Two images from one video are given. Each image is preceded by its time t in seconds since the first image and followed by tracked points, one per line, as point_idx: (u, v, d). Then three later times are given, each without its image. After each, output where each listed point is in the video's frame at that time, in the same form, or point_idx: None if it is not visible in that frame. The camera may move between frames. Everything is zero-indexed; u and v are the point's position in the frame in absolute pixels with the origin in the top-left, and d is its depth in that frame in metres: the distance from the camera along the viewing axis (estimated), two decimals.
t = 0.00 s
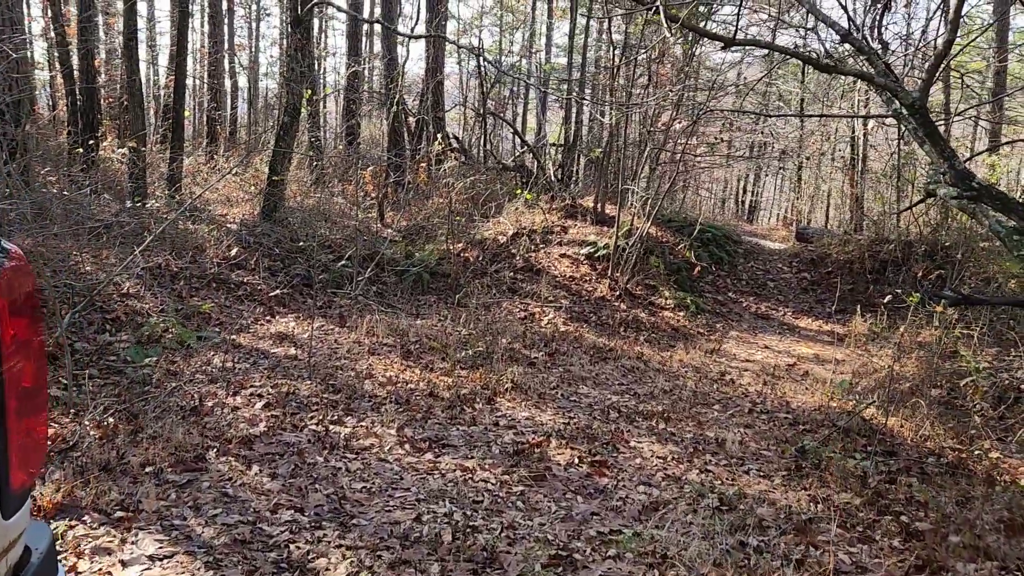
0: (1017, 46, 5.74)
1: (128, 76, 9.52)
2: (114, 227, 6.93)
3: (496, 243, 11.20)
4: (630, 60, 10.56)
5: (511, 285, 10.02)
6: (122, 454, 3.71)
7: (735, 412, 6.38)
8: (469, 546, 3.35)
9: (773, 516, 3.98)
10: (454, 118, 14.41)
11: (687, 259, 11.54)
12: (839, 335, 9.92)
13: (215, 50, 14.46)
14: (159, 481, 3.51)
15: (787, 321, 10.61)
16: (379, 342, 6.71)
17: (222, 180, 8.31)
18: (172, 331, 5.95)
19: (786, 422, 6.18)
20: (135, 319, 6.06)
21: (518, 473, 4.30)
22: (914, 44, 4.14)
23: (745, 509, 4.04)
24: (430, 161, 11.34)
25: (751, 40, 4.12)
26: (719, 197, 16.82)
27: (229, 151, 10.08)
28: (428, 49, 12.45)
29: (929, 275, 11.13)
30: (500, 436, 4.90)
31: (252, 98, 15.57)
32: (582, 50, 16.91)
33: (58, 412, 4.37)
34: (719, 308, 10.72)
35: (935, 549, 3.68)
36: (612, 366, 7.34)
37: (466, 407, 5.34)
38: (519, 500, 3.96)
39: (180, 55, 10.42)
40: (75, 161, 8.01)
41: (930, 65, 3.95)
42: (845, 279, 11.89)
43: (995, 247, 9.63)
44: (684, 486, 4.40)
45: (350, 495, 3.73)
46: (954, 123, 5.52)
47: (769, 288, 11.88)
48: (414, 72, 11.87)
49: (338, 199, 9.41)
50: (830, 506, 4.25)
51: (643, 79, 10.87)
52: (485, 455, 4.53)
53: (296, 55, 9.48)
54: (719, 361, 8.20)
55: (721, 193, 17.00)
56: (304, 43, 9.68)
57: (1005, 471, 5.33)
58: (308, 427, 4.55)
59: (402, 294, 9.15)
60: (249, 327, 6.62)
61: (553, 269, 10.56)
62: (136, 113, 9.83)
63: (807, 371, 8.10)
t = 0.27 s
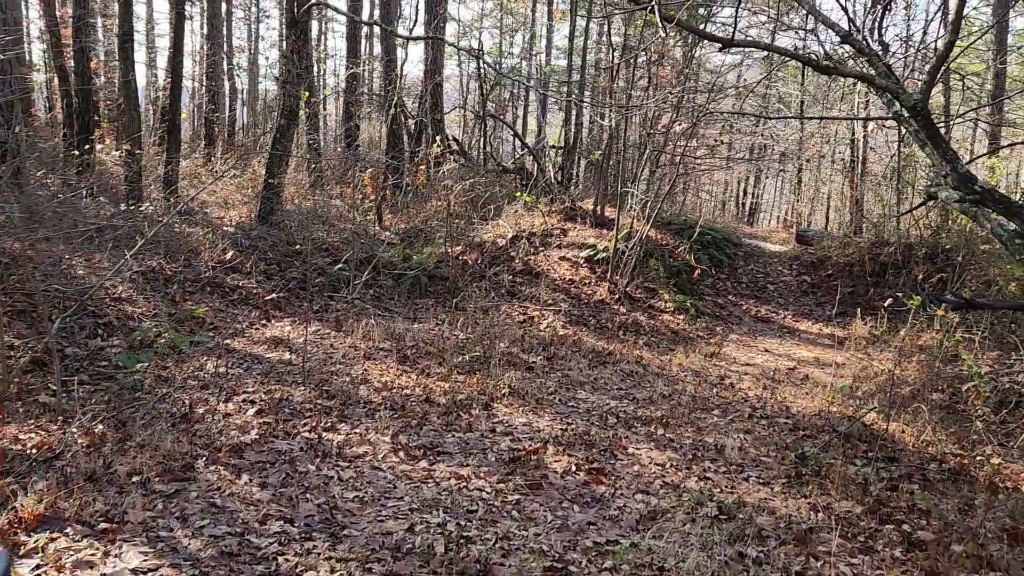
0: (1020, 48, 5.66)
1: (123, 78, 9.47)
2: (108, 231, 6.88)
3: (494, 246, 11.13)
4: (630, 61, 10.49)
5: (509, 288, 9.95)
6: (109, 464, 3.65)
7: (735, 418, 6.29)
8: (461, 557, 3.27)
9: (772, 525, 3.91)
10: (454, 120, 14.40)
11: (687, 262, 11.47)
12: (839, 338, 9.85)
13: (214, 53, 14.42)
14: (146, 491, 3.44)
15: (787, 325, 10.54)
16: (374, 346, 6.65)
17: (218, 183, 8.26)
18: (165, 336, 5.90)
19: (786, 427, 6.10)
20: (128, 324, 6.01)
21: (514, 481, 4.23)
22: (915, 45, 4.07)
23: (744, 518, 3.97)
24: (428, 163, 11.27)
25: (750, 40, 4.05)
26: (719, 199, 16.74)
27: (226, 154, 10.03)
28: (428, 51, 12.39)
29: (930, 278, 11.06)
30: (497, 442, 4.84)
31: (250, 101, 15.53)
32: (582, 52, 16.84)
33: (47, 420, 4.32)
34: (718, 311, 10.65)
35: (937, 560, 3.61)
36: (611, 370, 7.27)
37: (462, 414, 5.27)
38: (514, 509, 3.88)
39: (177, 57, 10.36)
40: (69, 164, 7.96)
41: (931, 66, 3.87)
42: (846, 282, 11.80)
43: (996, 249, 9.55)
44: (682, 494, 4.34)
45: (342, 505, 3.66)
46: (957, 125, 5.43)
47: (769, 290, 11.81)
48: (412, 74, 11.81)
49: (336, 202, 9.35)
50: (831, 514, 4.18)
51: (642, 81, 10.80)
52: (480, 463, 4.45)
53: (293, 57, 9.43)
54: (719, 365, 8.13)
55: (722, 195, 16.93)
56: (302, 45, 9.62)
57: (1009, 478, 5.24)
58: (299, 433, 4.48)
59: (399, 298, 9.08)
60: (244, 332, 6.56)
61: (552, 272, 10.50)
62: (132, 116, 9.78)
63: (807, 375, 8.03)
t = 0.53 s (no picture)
0: None
1: (130, 81, 9.50)
2: (113, 233, 6.89)
3: (501, 248, 11.08)
4: (639, 62, 10.41)
5: (516, 290, 9.89)
6: (105, 468, 3.72)
7: (744, 422, 6.19)
8: (460, 566, 3.20)
9: (780, 533, 3.82)
10: (462, 122, 14.37)
11: (696, 264, 11.36)
12: (851, 341, 9.71)
13: (223, 56, 14.47)
14: (142, 497, 3.49)
15: (798, 327, 10.41)
16: (379, 349, 6.61)
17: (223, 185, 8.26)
18: (168, 338, 5.89)
19: (796, 432, 6.00)
20: (131, 327, 6.01)
21: (517, 487, 4.16)
22: (927, 43, 3.96)
23: (751, 526, 3.88)
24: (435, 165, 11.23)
25: (757, 38, 3.97)
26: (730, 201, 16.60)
27: (233, 157, 10.04)
28: (435, 53, 12.36)
29: (944, 280, 10.88)
30: (501, 448, 4.77)
31: (259, 103, 15.57)
32: (591, 54, 16.76)
33: (47, 423, 4.32)
34: (728, 314, 10.54)
35: (950, 570, 3.50)
36: (618, 374, 7.18)
37: (465, 418, 5.21)
38: (517, 516, 3.81)
39: (184, 60, 10.40)
40: (76, 167, 8.00)
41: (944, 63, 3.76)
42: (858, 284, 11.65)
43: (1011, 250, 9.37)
44: (687, 501, 4.26)
45: (341, 511, 3.61)
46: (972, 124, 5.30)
47: (779, 293, 11.68)
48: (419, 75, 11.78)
49: (342, 204, 9.34)
50: (842, 522, 4.07)
51: (651, 82, 10.71)
52: (483, 468, 4.39)
53: (299, 59, 9.43)
54: (727, 368, 8.03)
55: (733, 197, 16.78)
56: (309, 47, 9.61)
57: None
58: (300, 438, 4.44)
59: (404, 300, 9.04)
60: (248, 335, 6.55)
61: (559, 274, 10.42)
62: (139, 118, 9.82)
63: (818, 378, 7.90)
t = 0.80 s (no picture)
0: None
1: (147, 85, 9.59)
2: (128, 237, 6.96)
3: (515, 251, 11.03)
4: (653, 63, 10.32)
5: (529, 293, 9.84)
6: (115, 473, 3.74)
7: (761, 427, 6.08)
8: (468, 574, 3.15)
9: (797, 542, 3.72)
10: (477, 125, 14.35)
11: (712, 266, 11.23)
12: (871, 344, 9.53)
13: (239, 60, 14.58)
14: (150, 502, 3.49)
15: (816, 330, 10.25)
16: (391, 353, 6.59)
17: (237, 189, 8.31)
18: (182, 342, 5.92)
19: (814, 438, 5.88)
20: (145, 330, 6.04)
21: (527, 494, 4.10)
22: (948, 40, 3.86)
23: (767, 535, 3.78)
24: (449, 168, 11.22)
25: (773, 37, 3.88)
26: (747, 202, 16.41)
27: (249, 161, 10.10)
28: (449, 55, 12.36)
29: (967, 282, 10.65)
30: (512, 452, 4.72)
31: (275, 107, 15.67)
32: (605, 56, 16.68)
33: (59, 427, 4.34)
34: (744, 317, 10.40)
35: None
36: (632, 378, 7.10)
37: (477, 423, 5.17)
38: (527, 523, 3.76)
39: (200, 65, 10.48)
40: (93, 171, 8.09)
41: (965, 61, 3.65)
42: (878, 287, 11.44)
43: None
44: (700, 508, 4.18)
45: (349, 517, 3.59)
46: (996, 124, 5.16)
47: (797, 295, 11.52)
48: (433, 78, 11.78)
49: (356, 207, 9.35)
50: (861, 532, 3.97)
51: (666, 82, 10.61)
52: (493, 474, 4.34)
53: (313, 63, 9.47)
54: (744, 372, 7.91)
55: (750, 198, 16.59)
56: (323, 50, 9.64)
57: None
58: (311, 442, 4.42)
59: (418, 303, 9.02)
60: (262, 338, 6.56)
61: (573, 276, 10.36)
62: (156, 123, 9.91)
63: (837, 383, 7.76)
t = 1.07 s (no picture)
0: None
1: (156, 88, 9.60)
2: (136, 240, 6.96)
3: (524, 252, 10.97)
4: (662, 61, 10.22)
5: (538, 294, 9.78)
6: (120, 479, 3.72)
7: (774, 430, 5.98)
8: None
9: (814, 550, 3.62)
10: (485, 125, 14.29)
11: (723, 266, 11.12)
12: (885, 345, 9.40)
13: (248, 62, 14.60)
14: (155, 509, 3.45)
15: (829, 331, 10.12)
16: (399, 355, 6.54)
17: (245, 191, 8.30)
18: (190, 345, 5.90)
19: (829, 441, 5.77)
20: (153, 333, 6.02)
21: (537, 500, 4.03)
22: (967, 36, 3.73)
23: (783, 543, 3.69)
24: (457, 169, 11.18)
25: (785, 35, 3.80)
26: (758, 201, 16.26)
27: (257, 162, 10.09)
28: (457, 55, 12.31)
29: (983, 281, 10.47)
30: (521, 457, 4.65)
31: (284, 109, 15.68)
32: (614, 55, 16.58)
33: (66, 431, 4.32)
34: (756, 317, 10.29)
35: None
36: (642, 380, 7.01)
37: (486, 426, 5.11)
38: (537, 530, 3.69)
39: (209, 67, 10.48)
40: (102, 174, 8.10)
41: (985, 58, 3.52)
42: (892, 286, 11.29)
43: None
44: (714, 515, 4.09)
45: (356, 524, 3.53)
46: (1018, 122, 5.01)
47: (809, 295, 11.39)
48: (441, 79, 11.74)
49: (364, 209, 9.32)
50: (880, 539, 3.86)
51: (675, 81, 10.51)
52: (502, 479, 4.27)
53: (321, 64, 9.44)
54: (757, 374, 7.80)
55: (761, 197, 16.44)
56: (331, 51, 9.62)
57: None
58: (318, 447, 4.38)
59: (426, 304, 8.98)
60: (270, 341, 6.53)
61: (582, 277, 10.28)
62: (165, 125, 9.92)
63: (851, 384, 7.64)
